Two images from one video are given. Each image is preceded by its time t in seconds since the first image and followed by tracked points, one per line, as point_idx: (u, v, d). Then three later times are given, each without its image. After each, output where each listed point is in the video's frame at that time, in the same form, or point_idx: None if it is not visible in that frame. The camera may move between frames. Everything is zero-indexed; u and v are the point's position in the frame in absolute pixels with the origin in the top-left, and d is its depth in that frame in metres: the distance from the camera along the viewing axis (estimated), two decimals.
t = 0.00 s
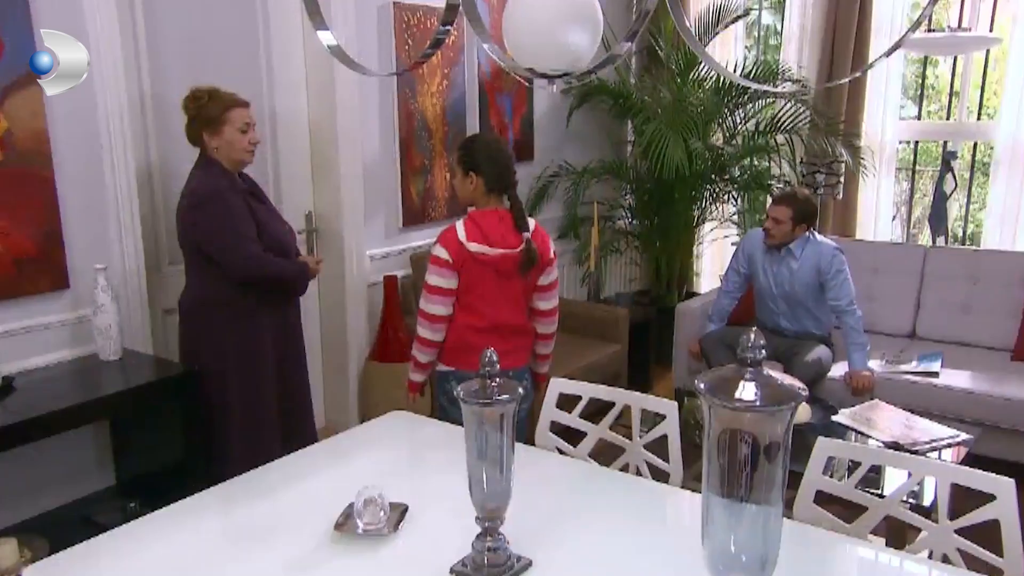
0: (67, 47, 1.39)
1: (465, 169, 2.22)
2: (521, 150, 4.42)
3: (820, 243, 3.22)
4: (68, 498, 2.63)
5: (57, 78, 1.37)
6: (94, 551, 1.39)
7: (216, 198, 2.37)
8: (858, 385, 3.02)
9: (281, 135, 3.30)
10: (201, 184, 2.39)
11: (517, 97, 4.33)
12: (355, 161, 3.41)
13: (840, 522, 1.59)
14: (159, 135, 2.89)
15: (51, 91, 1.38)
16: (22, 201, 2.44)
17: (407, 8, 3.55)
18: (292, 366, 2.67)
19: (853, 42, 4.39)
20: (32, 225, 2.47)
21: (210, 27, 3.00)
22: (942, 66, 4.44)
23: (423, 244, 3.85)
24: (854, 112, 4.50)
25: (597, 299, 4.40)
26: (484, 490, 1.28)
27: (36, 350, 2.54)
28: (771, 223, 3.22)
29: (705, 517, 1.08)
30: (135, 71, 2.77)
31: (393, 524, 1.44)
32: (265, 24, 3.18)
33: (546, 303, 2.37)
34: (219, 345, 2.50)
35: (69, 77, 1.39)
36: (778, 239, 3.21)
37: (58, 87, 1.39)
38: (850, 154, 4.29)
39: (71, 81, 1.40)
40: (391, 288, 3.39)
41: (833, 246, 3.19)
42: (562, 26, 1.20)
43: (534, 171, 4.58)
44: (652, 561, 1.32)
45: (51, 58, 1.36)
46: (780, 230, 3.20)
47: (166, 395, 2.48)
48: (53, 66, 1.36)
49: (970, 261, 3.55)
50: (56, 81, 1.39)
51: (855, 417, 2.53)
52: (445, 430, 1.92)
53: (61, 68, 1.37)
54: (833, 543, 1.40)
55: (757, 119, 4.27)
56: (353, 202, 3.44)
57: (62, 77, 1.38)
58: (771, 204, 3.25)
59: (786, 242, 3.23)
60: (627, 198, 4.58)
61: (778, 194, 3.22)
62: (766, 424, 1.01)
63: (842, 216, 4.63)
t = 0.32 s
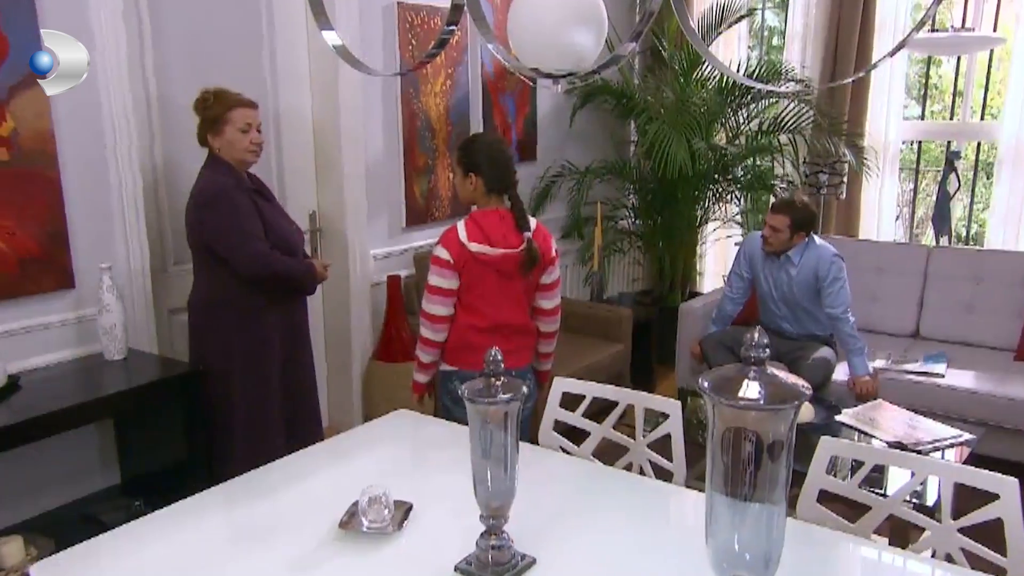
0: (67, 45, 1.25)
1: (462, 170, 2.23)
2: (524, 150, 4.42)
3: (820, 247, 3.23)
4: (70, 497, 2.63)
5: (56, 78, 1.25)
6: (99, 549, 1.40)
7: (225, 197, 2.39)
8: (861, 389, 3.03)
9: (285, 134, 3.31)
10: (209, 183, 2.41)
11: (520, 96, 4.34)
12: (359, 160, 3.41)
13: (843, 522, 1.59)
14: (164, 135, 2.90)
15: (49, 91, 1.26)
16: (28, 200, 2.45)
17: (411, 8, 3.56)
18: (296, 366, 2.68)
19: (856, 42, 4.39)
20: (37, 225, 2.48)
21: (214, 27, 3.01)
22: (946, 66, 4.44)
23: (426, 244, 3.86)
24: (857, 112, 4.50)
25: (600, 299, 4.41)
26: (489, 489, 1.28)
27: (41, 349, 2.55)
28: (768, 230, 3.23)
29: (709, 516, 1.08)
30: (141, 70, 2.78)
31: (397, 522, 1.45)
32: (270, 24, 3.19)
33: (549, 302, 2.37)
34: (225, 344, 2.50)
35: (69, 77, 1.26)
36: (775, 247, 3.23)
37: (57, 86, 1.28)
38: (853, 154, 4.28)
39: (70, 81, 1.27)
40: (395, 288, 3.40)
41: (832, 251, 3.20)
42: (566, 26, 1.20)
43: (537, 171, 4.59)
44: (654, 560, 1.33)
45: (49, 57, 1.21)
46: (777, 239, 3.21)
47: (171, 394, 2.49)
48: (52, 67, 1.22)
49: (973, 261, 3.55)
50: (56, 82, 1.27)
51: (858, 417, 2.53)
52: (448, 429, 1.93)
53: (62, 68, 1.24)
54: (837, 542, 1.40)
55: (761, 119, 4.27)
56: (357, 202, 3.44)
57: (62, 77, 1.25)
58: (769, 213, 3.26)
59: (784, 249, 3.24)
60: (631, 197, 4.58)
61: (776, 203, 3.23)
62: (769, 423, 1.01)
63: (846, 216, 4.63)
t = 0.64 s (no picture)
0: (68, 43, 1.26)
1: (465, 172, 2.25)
2: (529, 149, 4.43)
3: (826, 251, 3.24)
4: (74, 496, 2.64)
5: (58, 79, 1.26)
6: (108, 546, 1.41)
7: (243, 196, 2.40)
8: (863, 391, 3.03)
9: (291, 134, 3.33)
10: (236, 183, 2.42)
11: (525, 96, 4.35)
12: (364, 160, 3.42)
13: (848, 520, 1.60)
14: (171, 135, 2.91)
15: (51, 92, 1.27)
16: (37, 200, 2.47)
17: (416, 8, 3.58)
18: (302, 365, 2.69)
19: (861, 42, 4.39)
20: (47, 225, 2.50)
21: (221, 28, 3.03)
22: (951, 66, 4.44)
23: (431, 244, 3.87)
24: (862, 111, 4.50)
25: (605, 299, 4.42)
26: (495, 486, 1.29)
27: (49, 348, 2.57)
28: (774, 236, 3.25)
29: (715, 512, 1.09)
30: (148, 69, 2.80)
31: (404, 520, 1.46)
32: (276, 24, 3.21)
33: (552, 300, 2.38)
34: (234, 342, 2.52)
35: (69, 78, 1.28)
36: (781, 251, 3.25)
37: (58, 86, 1.27)
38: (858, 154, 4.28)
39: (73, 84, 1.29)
40: (400, 288, 3.41)
41: (836, 255, 3.21)
42: (573, 26, 1.21)
43: (542, 171, 4.60)
44: (659, 557, 1.34)
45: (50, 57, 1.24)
46: (783, 244, 3.23)
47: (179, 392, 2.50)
48: (53, 67, 1.24)
49: (977, 261, 3.56)
50: (56, 82, 1.27)
51: (862, 417, 2.53)
52: (454, 427, 1.94)
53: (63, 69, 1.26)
54: (841, 540, 1.41)
55: (765, 119, 4.28)
56: (363, 202, 3.46)
57: (63, 77, 1.26)
58: (773, 219, 3.27)
59: (789, 253, 3.27)
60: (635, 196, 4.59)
61: (780, 209, 3.24)
62: (774, 420, 1.02)
63: (851, 216, 4.63)
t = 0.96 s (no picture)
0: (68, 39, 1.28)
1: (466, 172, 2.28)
2: (532, 150, 4.45)
3: (828, 250, 3.25)
4: (81, 495, 2.66)
5: (58, 78, 1.28)
6: (117, 541, 1.43)
7: (268, 197, 2.41)
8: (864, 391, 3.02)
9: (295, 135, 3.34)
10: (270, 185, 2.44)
11: (528, 96, 4.36)
12: (368, 160, 3.44)
13: (851, 518, 1.61)
14: (176, 136, 2.93)
15: (51, 91, 1.29)
16: (45, 200, 2.49)
17: (420, 9, 3.59)
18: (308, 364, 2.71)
19: (863, 43, 4.40)
20: (54, 224, 2.52)
21: (227, 28, 3.04)
22: (953, 66, 4.45)
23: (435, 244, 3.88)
24: (865, 111, 4.51)
25: (608, 298, 4.43)
26: (501, 483, 1.31)
27: (56, 346, 2.58)
28: (780, 240, 3.23)
29: (718, 508, 1.10)
30: (153, 70, 2.81)
31: (410, 516, 1.47)
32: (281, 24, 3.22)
33: (556, 297, 2.38)
34: (249, 342, 2.56)
35: (70, 79, 1.29)
36: (787, 253, 3.23)
37: (59, 86, 1.29)
38: (861, 154, 4.28)
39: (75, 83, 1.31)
40: (403, 288, 3.44)
41: (839, 254, 3.22)
42: (579, 26, 1.22)
43: (545, 171, 4.61)
44: (663, 554, 1.35)
45: (51, 57, 1.25)
46: (790, 246, 3.21)
47: (186, 391, 2.52)
48: (54, 67, 1.26)
49: (980, 261, 3.57)
50: (57, 82, 1.28)
51: (865, 416, 2.54)
52: (458, 425, 1.95)
53: (64, 69, 1.27)
54: (844, 538, 1.42)
55: (768, 119, 4.30)
56: (367, 201, 3.47)
57: (64, 77, 1.28)
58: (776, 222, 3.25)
59: (795, 254, 3.26)
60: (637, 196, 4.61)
61: (782, 212, 3.23)
62: (777, 416, 1.03)
63: (853, 217, 4.64)
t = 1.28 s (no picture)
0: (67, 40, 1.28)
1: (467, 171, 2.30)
2: (530, 149, 4.46)
3: (824, 248, 3.27)
4: (81, 494, 2.67)
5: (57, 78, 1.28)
6: (119, 538, 1.44)
7: (316, 203, 2.42)
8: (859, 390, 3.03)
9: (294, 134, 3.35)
10: (320, 191, 2.45)
11: (526, 96, 4.37)
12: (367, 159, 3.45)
13: (847, 514, 1.62)
14: (176, 136, 2.93)
15: (51, 91, 1.29)
16: (45, 199, 2.50)
17: (419, 9, 3.60)
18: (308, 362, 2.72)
19: (859, 43, 4.42)
20: (55, 224, 2.54)
21: (226, 28, 3.05)
22: (948, 66, 4.48)
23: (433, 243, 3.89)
24: (860, 111, 4.53)
25: (605, 298, 4.45)
26: (501, 480, 1.32)
27: (55, 346, 2.59)
28: (778, 241, 3.24)
29: (716, 501, 1.12)
30: (153, 70, 2.81)
31: (411, 512, 1.49)
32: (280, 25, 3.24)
33: (554, 298, 2.37)
34: (282, 345, 2.60)
35: (70, 78, 1.29)
36: (785, 252, 3.25)
37: (59, 86, 1.29)
38: (857, 154, 4.29)
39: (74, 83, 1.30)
40: (402, 287, 3.45)
41: (835, 253, 3.24)
42: (578, 28, 1.24)
43: (542, 171, 4.62)
44: (660, 549, 1.37)
45: (51, 57, 1.25)
46: (788, 245, 3.23)
47: (185, 389, 2.53)
48: (54, 67, 1.26)
49: (974, 260, 3.59)
50: (57, 82, 1.28)
51: (860, 414, 2.56)
52: (457, 423, 1.97)
53: (64, 69, 1.27)
54: (840, 533, 1.44)
55: (764, 119, 4.30)
56: (365, 202, 3.49)
57: (64, 77, 1.28)
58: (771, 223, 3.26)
59: (793, 253, 3.28)
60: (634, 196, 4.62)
61: (774, 213, 3.23)
62: (776, 411, 1.05)
63: (849, 216, 4.67)
